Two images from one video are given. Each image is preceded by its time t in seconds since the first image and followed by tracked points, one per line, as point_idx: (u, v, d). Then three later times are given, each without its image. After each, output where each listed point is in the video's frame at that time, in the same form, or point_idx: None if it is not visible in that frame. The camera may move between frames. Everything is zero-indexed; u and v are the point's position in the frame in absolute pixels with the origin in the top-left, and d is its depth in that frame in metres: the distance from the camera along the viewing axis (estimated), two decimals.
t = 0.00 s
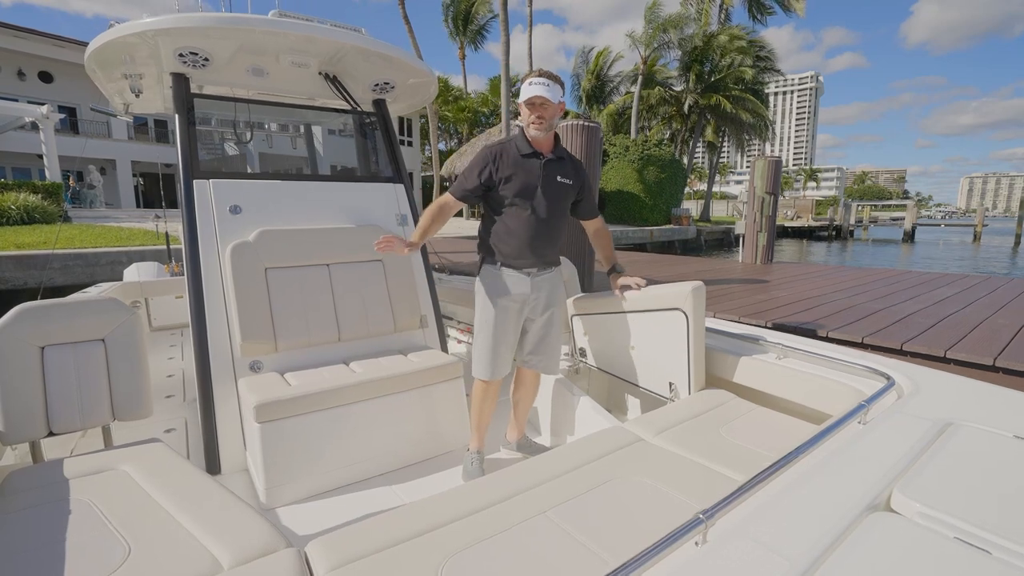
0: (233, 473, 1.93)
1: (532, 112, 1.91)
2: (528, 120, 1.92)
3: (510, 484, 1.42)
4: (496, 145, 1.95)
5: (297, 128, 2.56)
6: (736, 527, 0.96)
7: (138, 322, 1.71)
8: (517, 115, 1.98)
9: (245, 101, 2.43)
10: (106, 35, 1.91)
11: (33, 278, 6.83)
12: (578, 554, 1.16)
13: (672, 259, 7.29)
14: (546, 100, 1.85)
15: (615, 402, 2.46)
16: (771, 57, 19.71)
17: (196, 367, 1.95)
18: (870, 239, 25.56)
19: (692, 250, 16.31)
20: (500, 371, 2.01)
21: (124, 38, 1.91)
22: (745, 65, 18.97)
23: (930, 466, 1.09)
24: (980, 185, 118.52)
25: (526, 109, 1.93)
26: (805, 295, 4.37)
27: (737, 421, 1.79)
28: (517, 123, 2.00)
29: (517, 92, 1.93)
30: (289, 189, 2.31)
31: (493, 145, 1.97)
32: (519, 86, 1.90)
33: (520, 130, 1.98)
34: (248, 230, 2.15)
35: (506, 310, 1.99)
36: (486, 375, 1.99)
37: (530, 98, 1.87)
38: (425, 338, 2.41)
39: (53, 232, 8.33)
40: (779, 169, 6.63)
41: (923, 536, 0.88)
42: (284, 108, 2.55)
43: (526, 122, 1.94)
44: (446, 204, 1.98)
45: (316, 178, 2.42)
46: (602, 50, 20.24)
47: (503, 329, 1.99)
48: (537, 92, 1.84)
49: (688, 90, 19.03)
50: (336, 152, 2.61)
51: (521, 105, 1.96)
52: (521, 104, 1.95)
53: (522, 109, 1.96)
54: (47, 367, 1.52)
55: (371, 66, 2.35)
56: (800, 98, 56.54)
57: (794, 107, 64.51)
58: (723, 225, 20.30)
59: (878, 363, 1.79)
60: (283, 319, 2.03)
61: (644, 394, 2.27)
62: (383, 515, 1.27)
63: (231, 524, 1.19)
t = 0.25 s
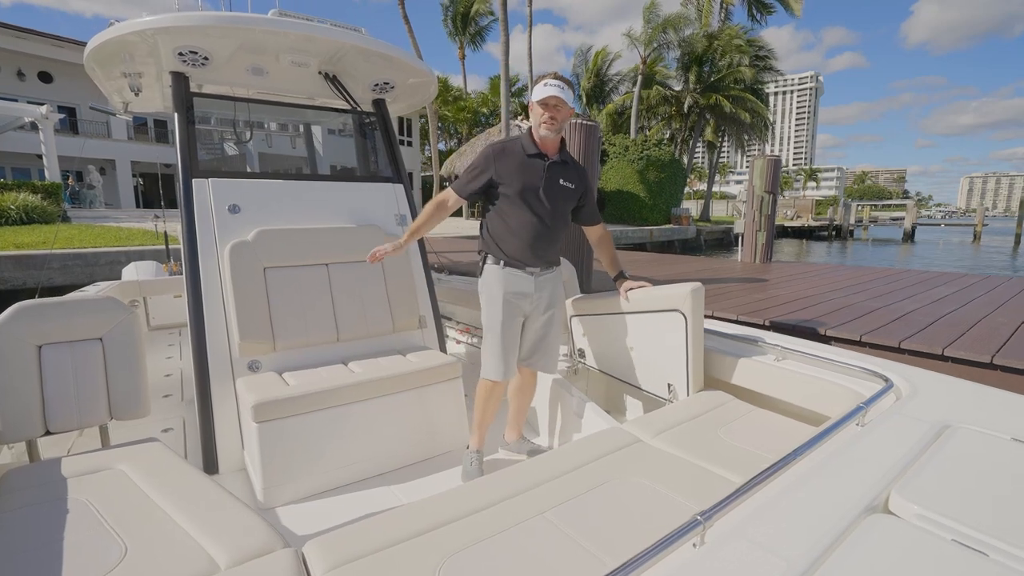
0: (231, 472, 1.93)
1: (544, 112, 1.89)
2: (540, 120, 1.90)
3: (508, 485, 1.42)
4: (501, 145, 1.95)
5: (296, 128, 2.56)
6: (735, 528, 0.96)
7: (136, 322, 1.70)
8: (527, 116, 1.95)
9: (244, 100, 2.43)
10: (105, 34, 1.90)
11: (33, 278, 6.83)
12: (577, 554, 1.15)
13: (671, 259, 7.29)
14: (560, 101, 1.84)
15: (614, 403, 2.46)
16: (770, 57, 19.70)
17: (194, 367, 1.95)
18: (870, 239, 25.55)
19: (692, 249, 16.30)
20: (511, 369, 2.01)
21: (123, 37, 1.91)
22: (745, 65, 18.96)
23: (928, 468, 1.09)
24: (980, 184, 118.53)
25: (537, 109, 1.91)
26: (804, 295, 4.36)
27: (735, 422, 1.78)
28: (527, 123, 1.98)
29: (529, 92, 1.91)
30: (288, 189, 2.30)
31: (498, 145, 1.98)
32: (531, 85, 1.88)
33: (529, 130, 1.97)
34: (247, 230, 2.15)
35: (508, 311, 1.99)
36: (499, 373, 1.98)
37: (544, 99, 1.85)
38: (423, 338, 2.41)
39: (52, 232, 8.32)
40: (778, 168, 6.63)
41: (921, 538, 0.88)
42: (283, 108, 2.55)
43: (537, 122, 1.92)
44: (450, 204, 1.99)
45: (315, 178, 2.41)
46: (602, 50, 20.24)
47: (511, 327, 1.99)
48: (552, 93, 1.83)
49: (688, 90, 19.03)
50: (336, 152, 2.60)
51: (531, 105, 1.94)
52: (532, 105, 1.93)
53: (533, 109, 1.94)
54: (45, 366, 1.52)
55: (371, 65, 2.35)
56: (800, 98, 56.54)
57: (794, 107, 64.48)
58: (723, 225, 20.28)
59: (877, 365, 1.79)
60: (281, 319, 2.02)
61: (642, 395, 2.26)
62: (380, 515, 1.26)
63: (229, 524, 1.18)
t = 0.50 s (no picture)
0: (228, 471, 1.92)
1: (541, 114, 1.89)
2: (537, 123, 1.90)
3: (504, 485, 1.42)
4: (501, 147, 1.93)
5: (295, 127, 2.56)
6: (731, 529, 0.95)
7: (133, 321, 1.70)
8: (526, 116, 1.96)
9: (242, 98, 2.43)
10: (103, 31, 1.90)
11: (32, 277, 6.83)
12: (573, 554, 1.15)
13: (671, 258, 7.28)
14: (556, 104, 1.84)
15: (611, 404, 2.47)
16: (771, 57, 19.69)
17: (192, 366, 1.95)
18: (870, 239, 25.53)
19: (692, 249, 16.29)
20: (508, 371, 2.00)
21: (121, 35, 1.91)
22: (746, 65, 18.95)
23: (925, 470, 1.08)
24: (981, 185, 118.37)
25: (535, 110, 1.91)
26: (803, 294, 4.36)
27: (733, 423, 1.78)
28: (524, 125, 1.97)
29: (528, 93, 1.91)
30: (286, 188, 2.30)
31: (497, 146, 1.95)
32: (531, 86, 1.88)
33: (526, 132, 1.96)
34: (245, 230, 2.15)
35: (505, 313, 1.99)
36: (495, 375, 1.98)
37: (542, 102, 1.86)
38: (422, 338, 2.41)
39: (52, 231, 8.32)
40: (777, 168, 6.63)
41: (917, 540, 0.87)
42: (285, 106, 2.56)
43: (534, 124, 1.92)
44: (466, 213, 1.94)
45: (314, 177, 2.41)
46: (602, 49, 20.23)
47: (506, 330, 1.99)
48: (549, 96, 1.84)
49: (688, 90, 19.02)
50: (335, 151, 2.61)
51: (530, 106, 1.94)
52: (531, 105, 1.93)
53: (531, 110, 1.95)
54: (43, 364, 1.52)
55: (371, 64, 2.35)
56: (801, 98, 56.50)
57: (795, 107, 64.44)
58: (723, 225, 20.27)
59: (873, 365, 1.79)
60: (279, 318, 2.02)
61: (639, 395, 2.26)
62: (376, 514, 1.26)
63: (225, 524, 1.18)
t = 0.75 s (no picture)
0: (228, 470, 1.93)
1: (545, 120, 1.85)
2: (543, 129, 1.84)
3: (504, 484, 1.41)
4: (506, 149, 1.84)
5: (295, 126, 2.56)
6: (730, 527, 0.95)
7: (133, 320, 1.70)
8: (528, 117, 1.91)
9: (243, 97, 2.44)
10: (103, 30, 1.91)
11: (36, 277, 6.86)
12: (571, 552, 1.15)
13: (672, 258, 7.27)
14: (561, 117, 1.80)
15: (612, 403, 2.42)
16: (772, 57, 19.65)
17: (192, 364, 1.95)
18: (873, 239, 25.45)
19: (694, 249, 16.26)
20: (508, 374, 1.99)
21: (121, 34, 1.91)
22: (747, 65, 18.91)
23: (924, 468, 1.08)
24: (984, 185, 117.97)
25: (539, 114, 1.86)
26: (803, 293, 4.35)
27: (733, 421, 1.78)
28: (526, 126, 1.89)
29: (532, 94, 1.85)
30: (286, 188, 2.30)
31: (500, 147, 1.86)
32: (536, 89, 1.82)
33: (526, 134, 1.89)
34: (245, 229, 2.15)
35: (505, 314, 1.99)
36: (496, 380, 1.97)
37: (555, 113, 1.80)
38: (422, 337, 2.41)
39: (54, 231, 8.35)
40: (778, 167, 6.61)
41: (916, 539, 0.87)
42: (288, 105, 2.58)
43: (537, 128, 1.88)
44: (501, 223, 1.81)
45: (314, 177, 2.42)
46: (604, 49, 20.22)
47: (506, 334, 1.99)
48: (562, 106, 1.79)
49: (690, 90, 19.00)
50: (335, 150, 2.61)
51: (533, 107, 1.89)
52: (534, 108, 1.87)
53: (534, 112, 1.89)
54: (43, 364, 1.52)
55: (370, 63, 2.35)
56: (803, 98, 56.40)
57: (797, 107, 64.32)
58: (725, 225, 20.24)
59: (874, 364, 1.78)
60: (279, 316, 2.02)
61: (639, 394, 2.26)
62: (375, 513, 1.26)
63: (226, 522, 1.18)
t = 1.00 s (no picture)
0: (231, 470, 1.93)
1: (571, 141, 1.89)
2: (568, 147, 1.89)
3: (506, 483, 1.41)
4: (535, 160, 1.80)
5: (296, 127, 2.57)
6: (732, 524, 0.95)
7: (136, 320, 1.71)
8: (552, 130, 1.92)
9: (244, 98, 2.45)
10: (104, 32, 1.92)
11: (40, 277, 6.89)
12: (574, 549, 1.15)
13: (673, 258, 7.27)
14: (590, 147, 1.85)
15: (614, 401, 2.46)
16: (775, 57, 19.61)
17: (195, 364, 1.96)
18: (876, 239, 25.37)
19: (696, 249, 16.24)
20: (506, 378, 2.00)
21: (122, 35, 1.92)
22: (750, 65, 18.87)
23: (925, 465, 1.08)
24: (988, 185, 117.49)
25: (567, 133, 1.88)
26: (805, 294, 4.34)
27: (735, 419, 1.78)
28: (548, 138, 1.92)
29: (563, 113, 1.84)
30: (288, 187, 2.31)
31: (525, 157, 1.81)
32: (568, 112, 1.81)
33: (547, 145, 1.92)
34: (247, 229, 2.16)
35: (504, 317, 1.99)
36: (494, 383, 1.98)
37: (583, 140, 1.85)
38: (424, 336, 2.41)
39: (58, 231, 8.39)
40: (780, 168, 6.60)
41: (918, 536, 0.87)
42: (287, 106, 2.60)
43: (561, 145, 1.92)
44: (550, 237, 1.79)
45: (316, 176, 2.42)
46: (606, 50, 20.21)
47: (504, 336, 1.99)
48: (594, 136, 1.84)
49: (692, 90, 18.97)
50: (337, 149, 2.62)
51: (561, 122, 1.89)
52: (563, 125, 1.88)
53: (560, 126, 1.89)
54: (47, 364, 1.53)
55: (370, 63, 2.36)
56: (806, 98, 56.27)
57: (800, 106, 64.15)
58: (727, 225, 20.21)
59: (875, 361, 1.78)
60: (280, 316, 2.03)
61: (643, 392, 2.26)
62: (376, 513, 1.26)
63: (230, 522, 1.19)
